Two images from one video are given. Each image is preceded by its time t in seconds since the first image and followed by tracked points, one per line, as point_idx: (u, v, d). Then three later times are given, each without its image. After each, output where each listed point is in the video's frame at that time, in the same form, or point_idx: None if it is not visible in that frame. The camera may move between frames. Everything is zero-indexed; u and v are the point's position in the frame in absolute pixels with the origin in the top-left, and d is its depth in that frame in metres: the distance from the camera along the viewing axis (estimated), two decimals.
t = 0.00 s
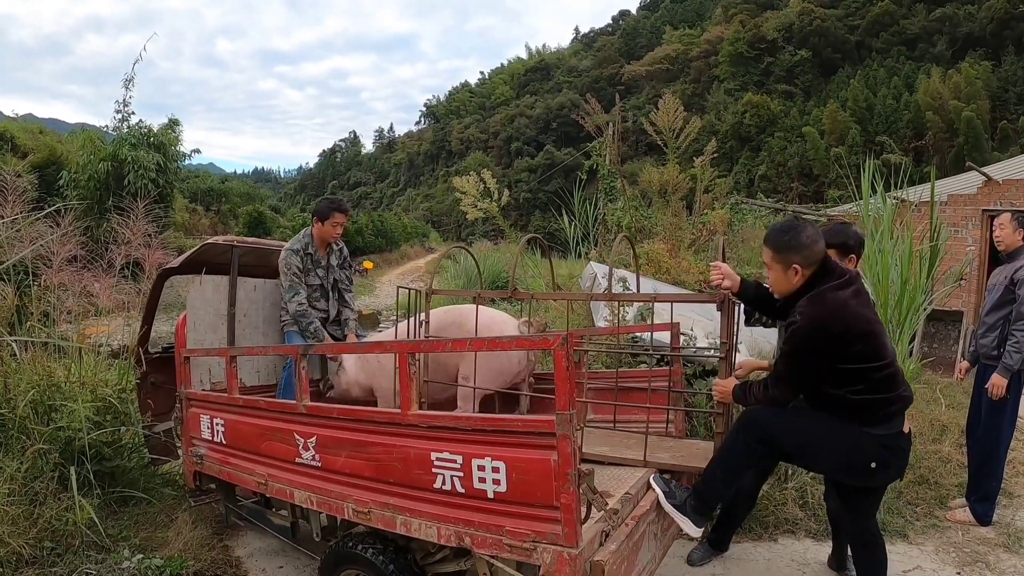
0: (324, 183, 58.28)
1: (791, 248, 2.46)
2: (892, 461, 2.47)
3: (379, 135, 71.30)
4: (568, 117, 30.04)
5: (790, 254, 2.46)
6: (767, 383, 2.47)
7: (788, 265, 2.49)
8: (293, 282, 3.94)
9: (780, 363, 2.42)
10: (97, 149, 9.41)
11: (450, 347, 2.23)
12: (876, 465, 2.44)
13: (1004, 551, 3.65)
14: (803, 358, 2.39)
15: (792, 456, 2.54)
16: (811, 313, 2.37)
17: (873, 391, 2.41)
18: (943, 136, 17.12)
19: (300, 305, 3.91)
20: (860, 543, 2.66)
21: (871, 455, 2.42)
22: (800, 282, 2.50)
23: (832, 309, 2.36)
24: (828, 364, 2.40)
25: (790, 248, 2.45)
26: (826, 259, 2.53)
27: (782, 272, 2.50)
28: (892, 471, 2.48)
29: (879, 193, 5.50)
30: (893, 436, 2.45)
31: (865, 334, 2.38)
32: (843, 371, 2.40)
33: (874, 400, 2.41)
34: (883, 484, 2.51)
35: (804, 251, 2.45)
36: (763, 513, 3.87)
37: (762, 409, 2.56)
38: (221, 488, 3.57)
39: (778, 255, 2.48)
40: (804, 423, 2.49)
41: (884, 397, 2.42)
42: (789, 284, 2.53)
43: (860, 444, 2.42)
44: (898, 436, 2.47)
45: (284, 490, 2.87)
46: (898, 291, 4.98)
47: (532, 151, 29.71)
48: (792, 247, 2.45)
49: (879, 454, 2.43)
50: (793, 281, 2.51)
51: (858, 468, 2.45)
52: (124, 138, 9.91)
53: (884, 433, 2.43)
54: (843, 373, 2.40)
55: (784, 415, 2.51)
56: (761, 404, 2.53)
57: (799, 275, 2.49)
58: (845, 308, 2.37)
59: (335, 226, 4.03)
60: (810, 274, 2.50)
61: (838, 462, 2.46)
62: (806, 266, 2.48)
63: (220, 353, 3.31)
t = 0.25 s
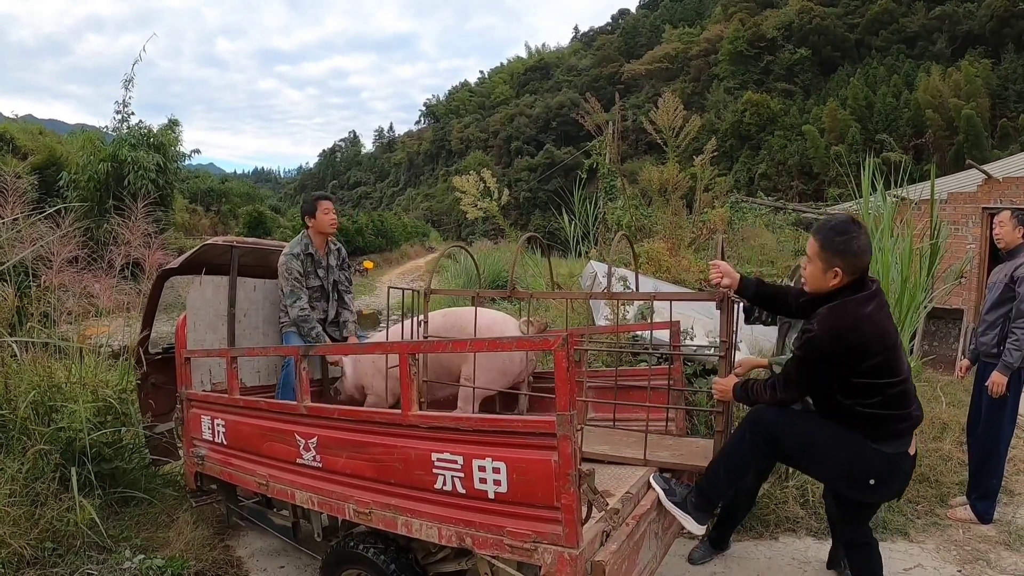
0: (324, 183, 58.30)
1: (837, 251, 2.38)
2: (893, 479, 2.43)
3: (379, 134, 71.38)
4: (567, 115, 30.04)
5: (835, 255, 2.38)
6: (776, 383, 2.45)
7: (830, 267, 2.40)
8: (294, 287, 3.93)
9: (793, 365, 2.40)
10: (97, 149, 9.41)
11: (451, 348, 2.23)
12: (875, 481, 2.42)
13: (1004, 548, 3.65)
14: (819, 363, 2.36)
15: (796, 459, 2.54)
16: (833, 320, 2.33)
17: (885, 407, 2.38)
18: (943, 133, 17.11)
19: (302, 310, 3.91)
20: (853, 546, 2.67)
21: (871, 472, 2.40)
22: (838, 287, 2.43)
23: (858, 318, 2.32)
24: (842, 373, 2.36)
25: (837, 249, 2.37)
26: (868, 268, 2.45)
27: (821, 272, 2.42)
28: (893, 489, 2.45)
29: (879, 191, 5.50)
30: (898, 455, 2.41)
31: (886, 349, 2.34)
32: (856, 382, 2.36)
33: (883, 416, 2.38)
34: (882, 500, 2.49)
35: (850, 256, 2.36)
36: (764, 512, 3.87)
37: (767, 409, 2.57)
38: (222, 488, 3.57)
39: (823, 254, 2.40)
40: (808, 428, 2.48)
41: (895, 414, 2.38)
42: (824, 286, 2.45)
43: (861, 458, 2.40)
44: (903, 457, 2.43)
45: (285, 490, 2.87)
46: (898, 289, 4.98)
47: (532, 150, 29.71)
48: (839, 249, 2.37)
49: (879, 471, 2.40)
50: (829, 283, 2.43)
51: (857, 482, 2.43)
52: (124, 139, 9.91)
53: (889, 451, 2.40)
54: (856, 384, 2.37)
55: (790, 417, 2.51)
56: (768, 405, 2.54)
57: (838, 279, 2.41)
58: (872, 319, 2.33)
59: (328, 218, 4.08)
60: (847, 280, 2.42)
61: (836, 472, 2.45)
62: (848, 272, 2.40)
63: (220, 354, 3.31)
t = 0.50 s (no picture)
0: (328, 183, 58.39)
1: (867, 273, 2.28)
2: (893, 506, 2.43)
3: (383, 134, 71.48)
4: (571, 115, 30.02)
5: (862, 277, 2.28)
6: (785, 395, 2.42)
7: (856, 288, 2.31)
8: (293, 284, 3.93)
9: (803, 380, 2.37)
10: (101, 149, 9.44)
11: (457, 348, 2.22)
12: (873, 506, 2.41)
13: (1010, 550, 3.63)
14: (829, 381, 2.33)
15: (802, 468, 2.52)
16: (847, 341, 2.29)
17: (893, 431, 2.35)
18: (948, 133, 17.05)
19: (302, 307, 3.90)
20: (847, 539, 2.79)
21: (870, 496, 2.39)
22: (861, 309, 2.34)
23: (876, 341, 2.27)
24: (852, 393, 2.34)
25: (865, 270, 2.27)
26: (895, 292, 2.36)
27: (845, 292, 2.33)
28: (892, 516, 2.45)
29: (883, 191, 5.48)
30: (900, 484, 2.39)
31: (902, 375, 2.30)
32: (866, 403, 2.34)
33: (891, 440, 2.36)
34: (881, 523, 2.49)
35: (878, 279, 2.27)
36: (768, 512, 3.86)
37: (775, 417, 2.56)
38: (226, 488, 3.58)
39: (851, 275, 2.30)
40: (814, 440, 2.46)
41: (903, 441, 2.36)
42: (847, 306, 2.36)
43: (861, 482, 2.39)
44: (904, 488, 2.41)
45: (290, 490, 2.87)
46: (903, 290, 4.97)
47: (536, 150, 29.72)
48: (867, 271, 2.27)
49: (879, 497, 2.39)
50: (853, 304, 2.34)
51: (856, 504, 2.44)
52: (129, 139, 9.94)
53: (892, 477, 2.38)
54: (865, 406, 2.35)
55: (800, 427, 2.49)
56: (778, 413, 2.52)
57: (862, 301, 2.32)
58: (890, 344, 2.27)
59: (330, 219, 4.06)
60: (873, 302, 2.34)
61: (836, 492, 2.45)
62: (874, 295, 2.30)
63: (226, 354, 3.31)
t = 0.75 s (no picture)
0: (331, 183, 58.49)
1: (828, 252, 2.34)
2: (918, 478, 2.37)
3: (386, 135, 71.59)
4: (574, 116, 30.03)
5: (827, 256, 2.33)
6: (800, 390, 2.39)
7: (827, 268, 2.36)
8: (296, 281, 3.93)
9: (814, 368, 2.33)
10: (105, 150, 9.47)
11: (461, 351, 2.22)
12: (897, 481, 2.36)
13: (1014, 552, 3.62)
14: (838, 364, 2.29)
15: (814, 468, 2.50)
16: (849, 318, 2.25)
17: (909, 404, 2.29)
18: (953, 134, 17.00)
19: (307, 302, 3.90)
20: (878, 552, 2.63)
21: (892, 470, 2.34)
22: (842, 285, 2.38)
23: (876, 313, 2.23)
24: (863, 373, 2.29)
25: (826, 250, 2.33)
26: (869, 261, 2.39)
27: (821, 276, 2.37)
28: (917, 489, 2.39)
29: (888, 192, 5.46)
30: (921, 455, 2.34)
31: (907, 344, 2.25)
32: (878, 380, 2.29)
33: (905, 415, 2.30)
34: (908, 499, 2.43)
35: (842, 253, 2.32)
36: (772, 514, 3.85)
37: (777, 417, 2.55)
38: (229, 488, 3.58)
39: (812, 259, 2.36)
40: (823, 434, 2.43)
41: (920, 413, 2.30)
42: (829, 289, 2.41)
43: (880, 458, 2.34)
44: (926, 460, 2.35)
45: (293, 491, 2.88)
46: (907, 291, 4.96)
47: (539, 150, 29.74)
48: (827, 251, 2.33)
49: (902, 470, 2.34)
50: (830, 284, 2.38)
51: (878, 482, 2.38)
52: (133, 139, 9.97)
53: (909, 451, 2.32)
54: (878, 382, 2.29)
55: (811, 424, 2.45)
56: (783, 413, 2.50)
57: (838, 278, 2.36)
58: (889, 314, 2.24)
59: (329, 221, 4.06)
60: (852, 276, 2.36)
61: (856, 472, 2.40)
62: (845, 268, 2.35)
63: (228, 355, 3.32)
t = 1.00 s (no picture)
0: (332, 182, 58.51)
1: (835, 247, 2.32)
2: (924, 462, 2.38)
3: (387, 133, 71.61)
4: (576, 115, 30.01)
5: (834, 252, 2.32)
6: (810, 388, 2.37)
7: (834, 263, 2.34)
8: (299, 284, 3.91)
9: (824, 364, 2.31)
10: (106, 147, 9.47)
11: (462, 348, 2.22)
12: (905, 467, 2.36)
13: (1013, 552, 3.62)
14: (848, 359, 2.28)
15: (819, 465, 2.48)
16: (855, 314, 2.25)
17: (914, 393, 2.31)
18: (954, 134, 16.99)
19: (310, 307, 3.89)
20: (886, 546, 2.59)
21: (901, 458, 2.34)
22: (848, 279, 2.37)
23: (880, 306, 2.24)
24: (872, 365, 2.28)
25: (831, 246, 2.31)
26: (872, 252, 2.39)
27: (827, 271, 2.36)
28: (922, 473, 2.40)
29: (889, 192, 5.46)
30: (926, 440, 2.35)
31: (912, 335, 2.26)
32: (886, 372, 2.29)
33: (911, 403, 2.30)
34: (914, 484, 2.43)
35: (848, 248, 2.31)
36: (772, 513, 3.85)
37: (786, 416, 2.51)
38: (230, 485, 3.59)
39: (820, 255, 2.34)
40: (829, 431, 2.41)
41: (925, 400, 2.31)
42: (835, 283, 2.39)
43: (887, 446, 2.33)
44: (930, 443, 2.37)
45: (294, 488, 2.88)
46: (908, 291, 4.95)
47: (540, 149, 29.74)
48: (834, 246, 2.31)
49: (910, 457, 2.34)
50: (838, 278, 2.37)
51: (885, 470, 2.38)
52: (135, 136, 9.97)
53: (916, 437, 2.33)
54: (885, 374, 2.29)
55: (817, 422, 2.43)
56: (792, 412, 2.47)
57: (845, 272, 2.36)
58: (893, 306, 2.25)
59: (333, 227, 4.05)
60: (855, 270, 2.36)
61: (864, 463, 2.38)
62: (852, 262, 2.34)
63: (230, 352, 3.32)
